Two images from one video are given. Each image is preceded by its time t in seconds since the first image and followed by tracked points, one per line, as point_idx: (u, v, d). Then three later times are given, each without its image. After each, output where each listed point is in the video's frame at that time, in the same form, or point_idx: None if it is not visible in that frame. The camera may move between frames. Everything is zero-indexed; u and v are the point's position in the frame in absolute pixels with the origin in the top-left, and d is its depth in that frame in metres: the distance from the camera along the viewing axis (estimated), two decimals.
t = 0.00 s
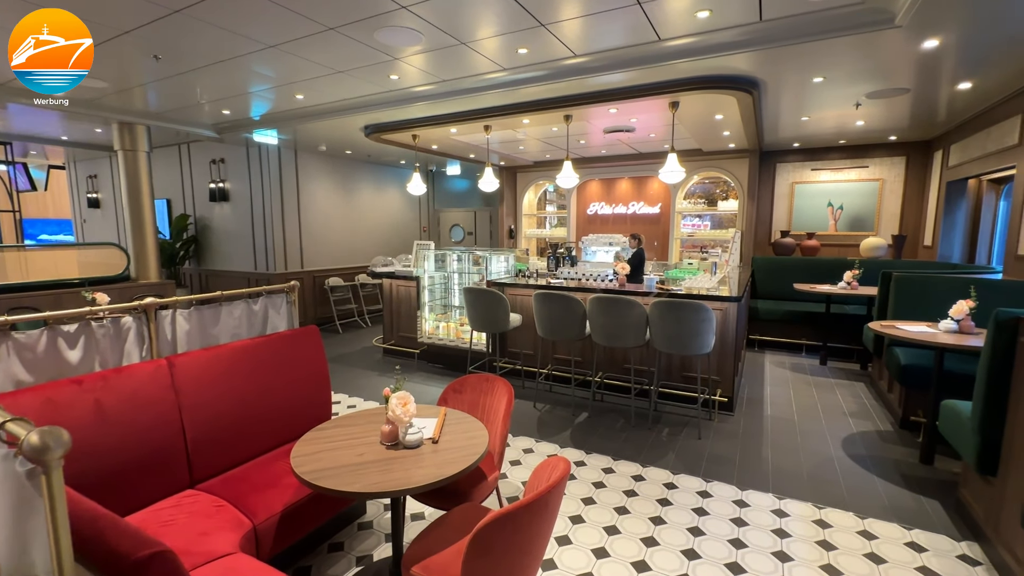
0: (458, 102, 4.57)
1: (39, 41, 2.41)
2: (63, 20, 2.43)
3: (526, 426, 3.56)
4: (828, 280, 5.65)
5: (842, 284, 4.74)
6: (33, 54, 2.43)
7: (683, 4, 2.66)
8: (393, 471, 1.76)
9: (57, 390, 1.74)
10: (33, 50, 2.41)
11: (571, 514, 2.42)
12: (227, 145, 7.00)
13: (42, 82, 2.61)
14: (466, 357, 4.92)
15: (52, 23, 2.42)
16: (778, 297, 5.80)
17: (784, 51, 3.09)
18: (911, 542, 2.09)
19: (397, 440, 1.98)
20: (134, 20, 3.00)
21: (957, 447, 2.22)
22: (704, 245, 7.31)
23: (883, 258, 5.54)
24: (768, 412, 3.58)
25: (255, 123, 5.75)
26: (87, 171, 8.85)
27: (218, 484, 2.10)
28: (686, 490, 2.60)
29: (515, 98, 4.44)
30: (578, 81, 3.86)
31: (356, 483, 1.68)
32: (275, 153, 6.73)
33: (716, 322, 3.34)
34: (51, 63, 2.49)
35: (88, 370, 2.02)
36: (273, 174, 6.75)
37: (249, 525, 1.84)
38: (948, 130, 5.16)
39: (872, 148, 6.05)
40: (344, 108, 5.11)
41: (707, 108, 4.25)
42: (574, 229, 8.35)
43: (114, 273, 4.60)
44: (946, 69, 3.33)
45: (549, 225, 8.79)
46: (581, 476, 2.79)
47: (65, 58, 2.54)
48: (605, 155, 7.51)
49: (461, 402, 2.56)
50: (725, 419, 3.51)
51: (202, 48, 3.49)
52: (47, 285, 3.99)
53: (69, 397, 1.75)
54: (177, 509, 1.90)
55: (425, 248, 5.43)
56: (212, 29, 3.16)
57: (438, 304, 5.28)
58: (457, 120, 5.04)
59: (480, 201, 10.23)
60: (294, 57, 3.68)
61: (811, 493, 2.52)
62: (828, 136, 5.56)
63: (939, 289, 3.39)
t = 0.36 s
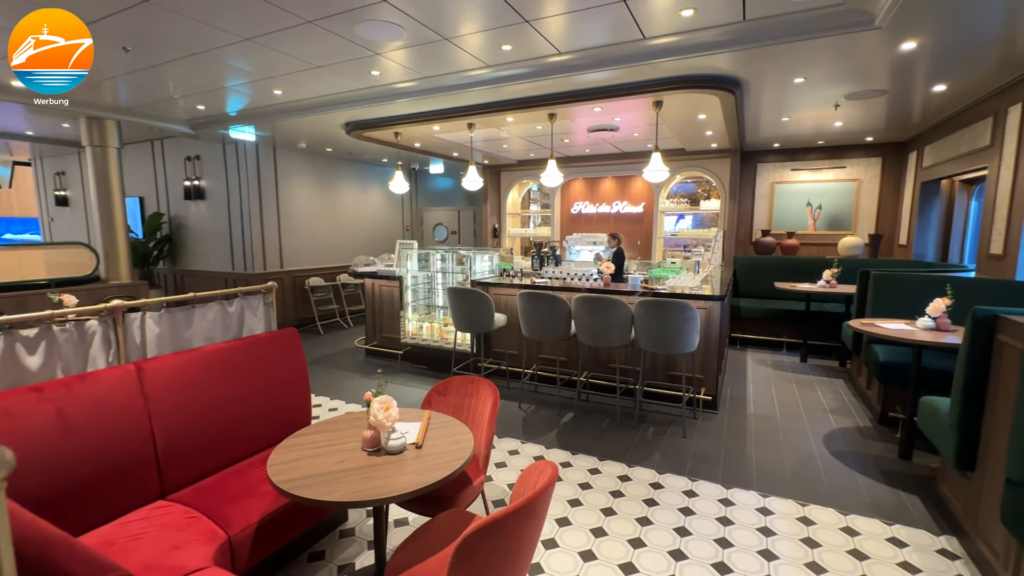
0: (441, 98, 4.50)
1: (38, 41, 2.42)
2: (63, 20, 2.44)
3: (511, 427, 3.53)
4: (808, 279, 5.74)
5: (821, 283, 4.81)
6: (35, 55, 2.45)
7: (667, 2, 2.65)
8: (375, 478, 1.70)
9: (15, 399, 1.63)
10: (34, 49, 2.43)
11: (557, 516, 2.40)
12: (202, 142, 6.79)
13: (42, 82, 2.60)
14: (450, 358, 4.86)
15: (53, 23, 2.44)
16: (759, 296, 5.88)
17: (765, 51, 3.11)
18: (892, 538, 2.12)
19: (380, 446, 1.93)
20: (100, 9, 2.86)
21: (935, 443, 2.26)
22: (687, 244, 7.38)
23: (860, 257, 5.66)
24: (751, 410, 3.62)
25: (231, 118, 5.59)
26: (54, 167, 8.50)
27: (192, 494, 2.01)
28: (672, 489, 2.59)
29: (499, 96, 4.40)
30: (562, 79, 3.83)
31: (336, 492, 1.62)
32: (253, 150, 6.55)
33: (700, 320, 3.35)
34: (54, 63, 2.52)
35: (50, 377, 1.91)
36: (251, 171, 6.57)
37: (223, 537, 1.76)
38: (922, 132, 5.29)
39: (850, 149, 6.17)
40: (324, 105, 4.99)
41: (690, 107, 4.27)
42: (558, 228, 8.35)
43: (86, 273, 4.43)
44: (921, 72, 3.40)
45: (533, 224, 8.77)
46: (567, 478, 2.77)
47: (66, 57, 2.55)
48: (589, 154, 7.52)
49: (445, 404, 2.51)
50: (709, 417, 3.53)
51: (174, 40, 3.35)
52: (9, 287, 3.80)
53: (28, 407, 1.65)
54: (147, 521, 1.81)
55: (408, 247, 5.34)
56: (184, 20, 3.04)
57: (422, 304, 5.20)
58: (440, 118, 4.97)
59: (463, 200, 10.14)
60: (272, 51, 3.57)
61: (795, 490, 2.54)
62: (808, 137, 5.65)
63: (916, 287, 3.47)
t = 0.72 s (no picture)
0: (421, 96, 4.44)
1: (39, 41, 2.93)
2: (66, 22, 2.92)
3: (494, 428, 3.49)
4: (785, 277, 5.85)
5: (798, 281, 4.91)
6: (38, 54, 2.99)
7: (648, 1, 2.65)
8: (354, 486, 1.65)
9: None
10: (38, 49, 2.97)
11: (541, 519, 2.37)
12: (173, 138, 6.57)
13: (42, 81, 3.19)
14: (432, 359, 4.80)
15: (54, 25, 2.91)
16: (738, 294, 5.97)
17: (743, 52, 3.14)
18: (870, 532, 2.16)
19: (359, 452, 1.87)
20: None
21: (910, 439, 2.30)
22: (667, 243, 7.46)
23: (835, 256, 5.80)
24: (732, 408, 3.66)
25: (203, 115, 5.41)
26: (15, 164, 8.12)
27: (160, 506, 1.92)
28: (656, 489, 2.60)
29: (480, 94, 4.36)
30: (543, 78, 3.81)
31: (313, 501, 1.56)
32: (226, 147, 6.36)
33: (682, 320, 3.36)
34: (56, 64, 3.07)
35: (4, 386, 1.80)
36: (224, 169, 6.38)
37: (194, 551, 1.68)
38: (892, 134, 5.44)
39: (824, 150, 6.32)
40: (301, 101, 4.87)
41: (670, 107, 4.30)
42: (540, 228, 8.35)
43: (47, 274, 4.17)
44: (892, 75, 3.48)
45: (515, 223, 8.75)
46: (551, 479, 2.74)
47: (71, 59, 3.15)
48: (570, 154, 7.54)
49: (426, 407, 2.47)
50: (691, 415, 3.56)
51: (141, 33, 3.22)
52: None
53: None
54: (112, 536, 1.72)
55: (388, 247, 5.26)
56: (151, 12, 2.92)
57: (403, 305, 5.12)
58: (420, 115, 4.89)
59: (444, 199, 10.04)
60: (245, 45, 3.45)
61: (775, 486, 2.57)
62: (784, 138, 5.77)
63: (889, 286, 3.56)
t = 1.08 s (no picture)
0: (397, 93, 4.36)
1: (38, 41, 3.04)
2: (69, 25, 3.05)
3: (473, 430, 3.45)
4: (757, 276, 5.99)
5: (770, 279, 5.02)
6: (38, 53, 3.13)
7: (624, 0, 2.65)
8: (327, 495, 1.59)
9: None
10: (40, 48, 3.09)
11: (520, 520, 2.35)
12: (136, 134, 6.30)
13: (41, 81, 3.35)
14: (410, 360, 4.72)
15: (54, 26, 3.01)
16: (712, 293, 6.08)
17: (717, 54, 3.19)
18: (841, 524, 2.21)
19: (332, 459, 1.81)
20: None
21: (878, 432, 2.37)
22: (644, 242, 7.55)
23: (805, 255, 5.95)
24: (707, 405, 3.71)
25: (168, 110, 5.20)
26: None
27: (121, 520, 1.82)
28: (634, 487, 2.61)
29: (457, 92, 4.31)
30: (519, 76, 3.79)
31: (283, 512, 1.49)
32: (193, 143, 6.14)
33: (658, 318, 3.40)
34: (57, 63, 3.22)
35: None
36: (191, 167, 6.15)
37: (157, 567, 1.60)
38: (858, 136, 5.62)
39: (794, 151, 6.49)
40: (271, 97, 4.73)
41: (646, 108, 4.34)
42: (518, 227, 8.34)
43: None
44: (858, 79, 3.59)
45: (493, 223, 8.72)
46: (530, 480, 2.73)
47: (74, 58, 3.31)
48: (548, 153, 7.55)
49: (403, 410, 2.41)
50: (668, 413, 3.60)
51: (98, 23, 3.06)
52: None
53: None
54: (66, 554, 1.62)
55: (363, 246, 5.15)
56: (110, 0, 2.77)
57: (379, 305, 5.01)
58: (395, 113, 4.81)
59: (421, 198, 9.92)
60: (210, 37, 3.32)
61: (750, 482, 2.61)
62: (756, 139, 5.90)
63: (857, 283, 3.67)
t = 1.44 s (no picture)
0: (367, 90, 4.26)
1: (40, 41, 3.00)
2: (64, 21, 2.93)
3: (447, 432, 3.41)
4: (726, 274, 6.14)
5: (739, 278, 5.15)
6: (36, 54, 3.10)
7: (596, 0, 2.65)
8: (293, 505, 1.52)
9: None
10: (36, 49, 3.05)
11: (496, 523, 2.32)
12: (89, 128, 5.97)
13: (43, 81, 3.35)
14: (382, 362, 4.63)
15: (54, 26, 2.94)
16: (683, 291, 6.20)
17: (686, 56, 3.24)
18: (808, 515, 2.27)
19: (300, 467, 1.74)
20: None
21: (842, 425, 2.44)
22: (616, 242, 7.65)
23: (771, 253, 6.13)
24: (679, 401, 3.77)
25: (123, 104, 4.94)
26: None
27: (70, 539, 1.71)
28: (609, 485, 2.61)
29: (429, 90, 4.24)
30: (492, 74, 3.76)
31: (246, 525, 1.42)
32: (151, 139, 5.86)
33: (631, 317, 3.43)
34: (55, 63, 3.18)
35: None
36: (150, 164, 5.87)
37: None
38: (820, 139, 5.82)
39: (760, 153, 6.68)
40: (235, 91, 4.55)
41: (618, 108, 4.37)
42: (492, 227, 8.31)
43: None
44: (820, 83, 3.71)
45: (467, 222, 8.65)
46: (505, 481, 2.70)
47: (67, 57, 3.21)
48: (521, 152, 7.55)
49: (374, 415, 2.35)
50: (642, 410, 3.64)
51: (43, 9, 2.87)
52: None
53: None
54: None
55: (333, 246, 5.02)
56: None
57: (350, 307, 4.92)
58: (366, 110, 4.70)
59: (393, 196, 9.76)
60: (168, 28, 3.16)
61: (721, 477, 2.66)
62: (724, 140, 6.03)
63: (820, 281, 3.79)
